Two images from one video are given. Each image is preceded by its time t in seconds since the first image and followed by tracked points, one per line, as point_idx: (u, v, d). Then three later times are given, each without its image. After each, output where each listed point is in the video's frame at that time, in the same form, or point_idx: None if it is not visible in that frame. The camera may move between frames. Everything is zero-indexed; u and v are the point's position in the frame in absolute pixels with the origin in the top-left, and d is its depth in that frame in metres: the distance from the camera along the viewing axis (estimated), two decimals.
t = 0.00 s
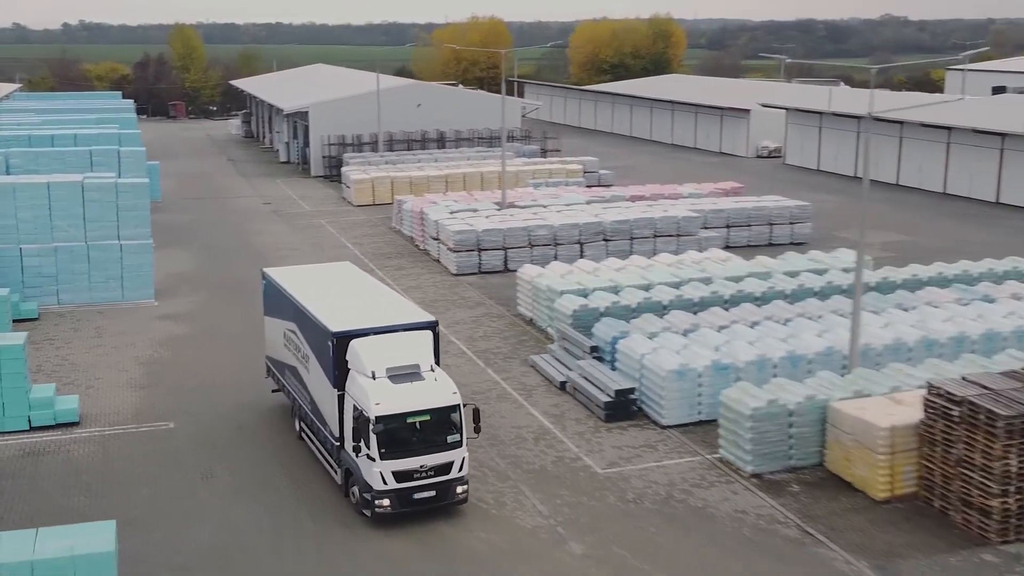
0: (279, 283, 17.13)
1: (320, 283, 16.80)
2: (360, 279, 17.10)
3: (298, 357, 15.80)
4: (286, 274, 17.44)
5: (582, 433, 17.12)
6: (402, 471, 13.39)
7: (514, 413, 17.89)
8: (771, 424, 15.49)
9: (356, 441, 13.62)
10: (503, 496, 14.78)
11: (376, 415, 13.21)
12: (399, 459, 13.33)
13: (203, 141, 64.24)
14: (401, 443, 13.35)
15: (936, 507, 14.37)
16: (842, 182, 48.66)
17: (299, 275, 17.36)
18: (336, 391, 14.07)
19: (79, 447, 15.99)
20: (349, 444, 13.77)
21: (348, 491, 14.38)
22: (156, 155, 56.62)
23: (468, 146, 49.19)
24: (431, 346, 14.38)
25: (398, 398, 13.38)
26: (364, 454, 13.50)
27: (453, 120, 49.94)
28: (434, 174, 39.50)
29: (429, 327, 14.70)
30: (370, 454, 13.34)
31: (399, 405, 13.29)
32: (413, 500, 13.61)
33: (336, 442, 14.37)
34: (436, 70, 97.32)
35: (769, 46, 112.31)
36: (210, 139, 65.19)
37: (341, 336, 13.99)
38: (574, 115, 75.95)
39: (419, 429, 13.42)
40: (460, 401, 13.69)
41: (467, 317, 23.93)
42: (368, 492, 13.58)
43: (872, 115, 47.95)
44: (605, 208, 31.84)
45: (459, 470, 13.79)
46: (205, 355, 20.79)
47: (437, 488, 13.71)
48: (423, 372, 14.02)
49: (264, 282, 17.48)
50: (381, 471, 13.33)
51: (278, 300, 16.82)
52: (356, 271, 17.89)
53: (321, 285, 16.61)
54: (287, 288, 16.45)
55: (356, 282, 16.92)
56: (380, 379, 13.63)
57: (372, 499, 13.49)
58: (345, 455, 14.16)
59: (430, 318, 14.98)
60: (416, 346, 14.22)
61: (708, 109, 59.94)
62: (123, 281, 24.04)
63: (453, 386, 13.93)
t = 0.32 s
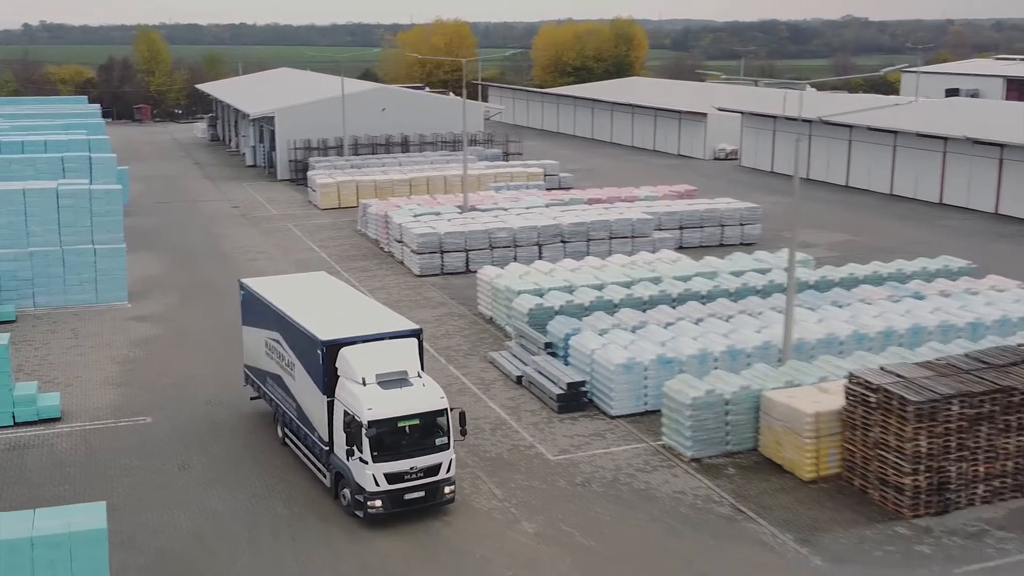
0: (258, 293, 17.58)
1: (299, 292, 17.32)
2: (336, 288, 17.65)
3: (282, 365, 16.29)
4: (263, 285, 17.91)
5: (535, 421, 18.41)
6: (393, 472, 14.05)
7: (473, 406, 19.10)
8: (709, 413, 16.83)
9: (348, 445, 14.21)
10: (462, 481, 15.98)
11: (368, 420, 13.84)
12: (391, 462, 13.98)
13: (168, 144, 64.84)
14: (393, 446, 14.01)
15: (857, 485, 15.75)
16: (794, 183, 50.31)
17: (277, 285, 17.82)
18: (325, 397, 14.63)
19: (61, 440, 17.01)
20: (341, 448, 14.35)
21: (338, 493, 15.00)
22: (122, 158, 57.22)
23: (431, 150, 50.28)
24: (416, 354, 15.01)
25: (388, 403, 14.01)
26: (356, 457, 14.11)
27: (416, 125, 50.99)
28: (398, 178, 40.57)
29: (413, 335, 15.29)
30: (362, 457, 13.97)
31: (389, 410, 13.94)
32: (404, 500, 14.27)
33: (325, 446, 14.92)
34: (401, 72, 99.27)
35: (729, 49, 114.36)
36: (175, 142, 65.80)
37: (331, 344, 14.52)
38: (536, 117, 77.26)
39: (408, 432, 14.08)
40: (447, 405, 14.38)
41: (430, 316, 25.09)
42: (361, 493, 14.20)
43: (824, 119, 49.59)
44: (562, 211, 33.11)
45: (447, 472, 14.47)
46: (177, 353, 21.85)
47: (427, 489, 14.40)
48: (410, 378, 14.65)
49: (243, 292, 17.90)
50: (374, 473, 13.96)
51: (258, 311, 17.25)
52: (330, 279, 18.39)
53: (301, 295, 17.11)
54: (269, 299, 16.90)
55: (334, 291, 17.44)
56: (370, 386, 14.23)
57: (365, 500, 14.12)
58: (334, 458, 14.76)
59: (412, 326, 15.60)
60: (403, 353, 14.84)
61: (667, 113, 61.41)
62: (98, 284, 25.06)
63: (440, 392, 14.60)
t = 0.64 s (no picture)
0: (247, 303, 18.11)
1: (287, 301, 17.88)
2: (322, 296, 18.22)
3: (276, 372, 16.85)
4: (252, 294, 18.41)
5: (500, 414, 19.64)
6: (393, 473, 14.72)
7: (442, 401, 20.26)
8: (661, 405, 18.09)
9: (348, 448, 14.84)
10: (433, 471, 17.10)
11: (369, 423, 14.46)
12: (390, 463, 14.65)
13: (143, 148, 65.60)
14: (392, 449, 14.68)
15: (796, 470, 17.05)
16: (757, 186, 51.80)
17: (266, 295, 18.34)
18: (324, 403, 15.22)
19: (52, 435, 18.10)
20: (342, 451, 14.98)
21: (337, 494, 15.67)
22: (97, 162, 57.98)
23: (404, 154, 51.37)
24: (410, 359, 15.62)
25: (388, 407, 14.65)
26: (357, 460, 14.75)
27: (388, 129, 52.05)
28: (371, 182, 41.65)
29: (407, 342, 15.88)
30: (363, 459, 14.62)
31: (389, 413, 14.57)
32: (403, 500, 14.95)
33: (323, 450, 15.55)
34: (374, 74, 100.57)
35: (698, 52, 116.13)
36: (150, 146, 66.57)
37: (330, 351, 15.11)
38: (508, 120, 78.46)
39: (407, 435, 14.75)
40: (442, 408, 15.07)
41: (403, 316, 26.23)
42: (362, 494, 14.86)
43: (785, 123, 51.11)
44: (531, 214, 34.28)
45: (443, 472, 15.19)
46: (159, 353, 22.91)
47: (424, 488, 15.10)
48: (407, 383, 15.31)
49: (231, 302, 18.40)
50: (375, 475, 14.62)
51: (248, 320, 17.74)
52: (315, 287, 18.94)
53: (291, 304, 17.67)
54: (261, 308, 17.41)
55: (322, 299, 17.98)
56: (369, 391, 14.85)
57: (366, 500, 14.78)
58: (333, 461, 15.39)
59: (403, 332, 16.25)
60: (398, 359, 15.46)
61: (635, 116, 62.78)
62: (81, 287, 26.06)
63: (435, 396, 15.29)
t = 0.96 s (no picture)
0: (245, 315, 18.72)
1: (284, 313, 18.55)
2: (316, 306, 18.91)
3: (278, 382, 17.50)
4: (249, 306, 19.04)
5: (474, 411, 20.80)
6: (401, 477, 15.48)
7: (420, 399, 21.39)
8: (626, 403, 19.30)
9: (356, 454, 15.56)
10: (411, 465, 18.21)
11: (378, 430, 15.19)
12: (398, 467, 15.40)
13: (127, 152, 66.49)
14: (400, 454, 15.44)
15: (751, 462, 18.28)
16: (730, 189, 53.13)
17: (263, 306, 18.99)
18: (330, 411, 15.93)
19: (50, 433, 19.14)
20: (349, 457, 15.71)
21: (343, 499, 16.38)
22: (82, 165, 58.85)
23: (385, 158, 52.48)
24: (412, 367, 16.38)
25: (395, 414, 15.39)
26: (366, 465, 15.47)
27: (369, 135, 53.11)
28: (353, 188, 42.71)
29: (407, 351, 16.65)
30: (372, 464, 15.36)
31: (396, 420, 15.31)
32: (410, 502, 15.68)
33: (329, 456, 16.25)
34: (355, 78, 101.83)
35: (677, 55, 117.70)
36: (134, 149, 67.46)
37: (336, 361, 15.79)
38: (487, 123, 79.63)
39: (412, 441, 15.52)
40: (445, 414, 15.86)
41: (383, 318, 27.36)
42: (370, 497, 15.58)
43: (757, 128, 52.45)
44: (508, 219, 35.43)
45: (447, 475, 15.96)
46: (150, 354, 23.96)
47: (429, 491, 15.86)
48: (411, 390, 16.05)
49: (227, 314, 18.98)
50: (383, 479, 15.36)
51: (247, 331, 18.34)
52: (309, 299, 19.62)
53: (289, 315, 18.34)
54: (261, 319, 18.04)
55: (318, 310, 18.67)
56: (376, 399, 15.57)
57: (375, 504, 15.50)
58: (340, 467, 16.09)
59: (403, 342, 17.00)
60: (401, 368, 16.20)
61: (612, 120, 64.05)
62: (72, 291, 27.18)
63: (437, 402, 16.06)
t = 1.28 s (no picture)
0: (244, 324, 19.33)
1: (282, 322, 19.25)
2: (312, 316, 19.65)
3: (281, 389, 18.15)
4: (247, 316, 19.69)
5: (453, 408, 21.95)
6: (410, 480, 16.29)
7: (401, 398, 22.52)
8: (595, 400, 20.47)
9: (366, 458, 16.34)
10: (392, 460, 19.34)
11: (389, 434, 15.98)
12: (407, 470, 16.22)
13: (112, 155, 67.26)
14: (409, 457, 16.27)
15: (711, 455, 19.50)
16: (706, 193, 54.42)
17: (260, 316, 19.65)
18: (338, 417, 16.71)
19: (49, 431, 20.16)
20: (358, 461, 16.49)
21: (351, 501, 17.16)
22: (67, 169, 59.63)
23: (367, 163, 53.51)
24: (416, 374, 17.16)
25: (404, 420, 16.19)
26: (376, 468, 16.26)
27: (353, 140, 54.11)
28: (336, 192, 43.75)
29: (410, 359, 17.43)
30: (383, 467, 16.16)
31: (405, 425, 16.12)
32: (417, 503, 16.52)
33: (336, 460, 17.01)
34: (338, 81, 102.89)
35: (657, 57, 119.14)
36: (119, 153, 68.24)
37: (344, 370, 16.53)
38: (469, 126, 80.76)
39: (420, 445, 16.36)
40: (450, 419, 16.70)
41: (365, 320, 28.47)
42: (380, 499, 16.37)
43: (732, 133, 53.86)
44: (487, 224, 36.55)
45: (452, 477, 16.83)
46: (141, 356, 24.97)
47: (435, 492, 16.71)
48: (417, 397, 16.85)
49: (224, 324, 19.55)
50: (394, 481, 16.17)
51: (247, 341, 18.96)
52: (303, 309, 20.30)
53: (287, 325, 19.04)
54: (262, 330, 18.71)
55: (315, 320, 19.37)
56: (384, 406, 16.36)
57: (385, 505, 16.31)
58: (348, 471, 16.86)
59: (403, 349, 17.83)
60: (406, 374, 16.99)
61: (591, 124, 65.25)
62: (65, 296, 28.16)
63: (442, 407, 16.89)
